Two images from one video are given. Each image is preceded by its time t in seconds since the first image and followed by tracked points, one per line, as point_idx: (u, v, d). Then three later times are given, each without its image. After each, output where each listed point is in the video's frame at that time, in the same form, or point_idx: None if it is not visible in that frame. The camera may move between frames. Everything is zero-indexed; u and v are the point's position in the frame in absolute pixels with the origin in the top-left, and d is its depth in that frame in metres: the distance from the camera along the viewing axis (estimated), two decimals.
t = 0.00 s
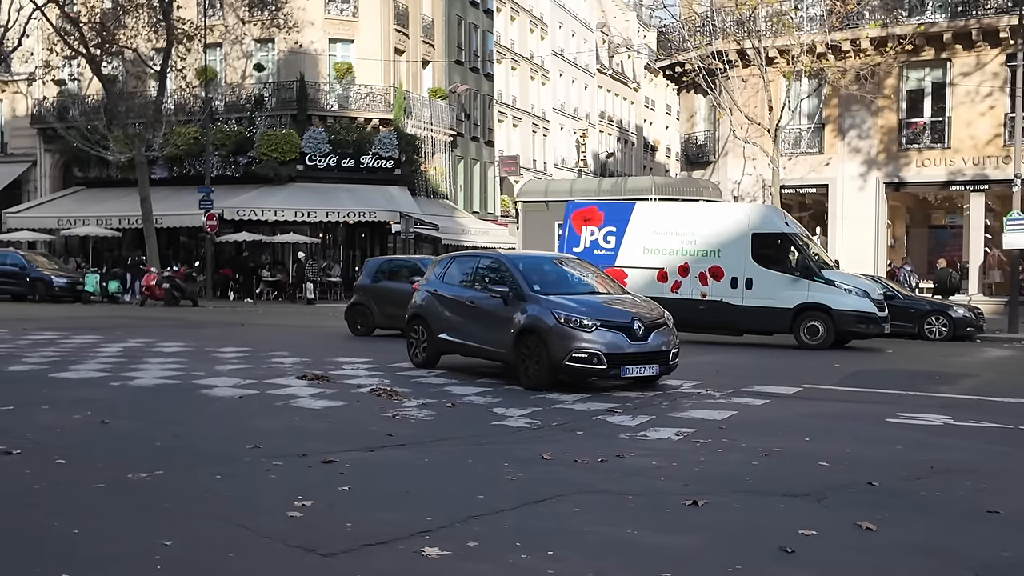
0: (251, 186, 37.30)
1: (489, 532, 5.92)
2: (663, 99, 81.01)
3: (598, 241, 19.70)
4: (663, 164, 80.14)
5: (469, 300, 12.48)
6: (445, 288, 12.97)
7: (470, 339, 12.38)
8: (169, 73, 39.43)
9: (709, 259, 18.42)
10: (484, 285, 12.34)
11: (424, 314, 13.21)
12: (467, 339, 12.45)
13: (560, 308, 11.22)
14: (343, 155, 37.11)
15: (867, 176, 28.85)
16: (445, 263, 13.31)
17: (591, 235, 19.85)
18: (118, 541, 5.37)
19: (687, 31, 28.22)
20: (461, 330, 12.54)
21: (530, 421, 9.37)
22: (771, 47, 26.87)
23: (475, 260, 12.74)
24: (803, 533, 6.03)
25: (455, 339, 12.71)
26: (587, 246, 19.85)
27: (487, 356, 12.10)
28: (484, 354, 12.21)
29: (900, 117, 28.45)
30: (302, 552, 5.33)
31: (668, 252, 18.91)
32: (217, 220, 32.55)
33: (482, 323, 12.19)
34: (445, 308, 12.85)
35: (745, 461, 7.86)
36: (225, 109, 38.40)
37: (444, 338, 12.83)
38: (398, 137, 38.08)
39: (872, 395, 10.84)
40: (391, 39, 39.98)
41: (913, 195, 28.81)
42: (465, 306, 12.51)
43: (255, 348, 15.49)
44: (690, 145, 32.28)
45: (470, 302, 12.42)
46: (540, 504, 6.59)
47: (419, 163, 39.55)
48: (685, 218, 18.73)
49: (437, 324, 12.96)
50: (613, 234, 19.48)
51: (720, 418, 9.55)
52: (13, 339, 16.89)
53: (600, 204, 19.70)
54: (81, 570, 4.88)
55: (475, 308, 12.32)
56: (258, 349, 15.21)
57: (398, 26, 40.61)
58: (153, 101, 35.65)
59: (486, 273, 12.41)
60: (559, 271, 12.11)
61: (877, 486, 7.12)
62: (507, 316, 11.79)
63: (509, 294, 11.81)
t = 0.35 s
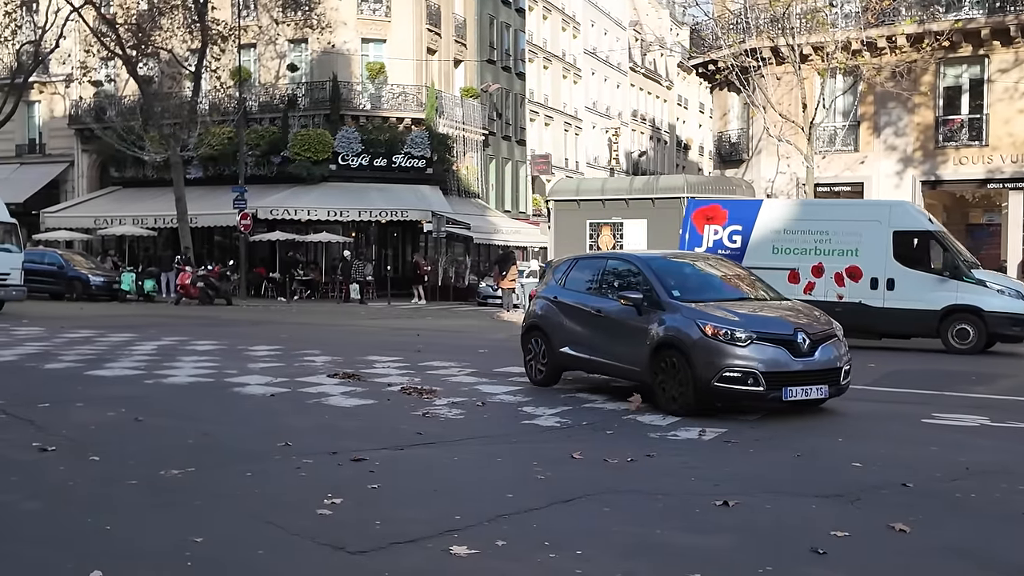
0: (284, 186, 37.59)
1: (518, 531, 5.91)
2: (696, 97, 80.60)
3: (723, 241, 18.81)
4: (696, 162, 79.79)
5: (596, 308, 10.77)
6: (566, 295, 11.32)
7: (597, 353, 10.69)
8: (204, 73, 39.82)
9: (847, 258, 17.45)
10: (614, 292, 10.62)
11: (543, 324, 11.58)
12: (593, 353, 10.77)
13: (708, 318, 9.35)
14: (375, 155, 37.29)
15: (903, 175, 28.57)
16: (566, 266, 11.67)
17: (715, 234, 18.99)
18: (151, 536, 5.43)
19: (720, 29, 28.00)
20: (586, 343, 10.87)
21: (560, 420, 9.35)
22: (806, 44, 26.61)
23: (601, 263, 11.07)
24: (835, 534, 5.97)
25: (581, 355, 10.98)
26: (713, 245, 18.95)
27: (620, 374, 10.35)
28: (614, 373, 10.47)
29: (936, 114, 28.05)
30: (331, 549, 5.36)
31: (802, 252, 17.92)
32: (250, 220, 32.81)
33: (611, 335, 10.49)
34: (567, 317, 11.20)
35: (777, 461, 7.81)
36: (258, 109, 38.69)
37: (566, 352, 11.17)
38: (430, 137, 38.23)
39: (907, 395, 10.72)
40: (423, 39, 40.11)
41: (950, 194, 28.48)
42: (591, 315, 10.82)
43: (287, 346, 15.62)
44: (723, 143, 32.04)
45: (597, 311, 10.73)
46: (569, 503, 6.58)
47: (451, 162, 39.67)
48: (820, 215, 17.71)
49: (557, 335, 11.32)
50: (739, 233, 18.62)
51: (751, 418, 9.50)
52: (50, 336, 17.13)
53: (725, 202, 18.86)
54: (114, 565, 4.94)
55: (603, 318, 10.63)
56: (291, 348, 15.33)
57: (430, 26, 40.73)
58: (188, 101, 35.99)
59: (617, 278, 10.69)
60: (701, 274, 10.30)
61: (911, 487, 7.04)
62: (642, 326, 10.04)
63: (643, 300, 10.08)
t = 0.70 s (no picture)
0: (315, 186, 37.81)
1: (546, 531, 5.91)
2: (727, 96, 80.18)
3: (859, 240, 18.92)
4: (726, 162, 79.43)
5: (752, 320, 8.95)
6: (712, 304, 9.53)
7: (753, 375, 8.89)
8: (236, 75, 40.16)
9: (998, 259, 17.57)
10: (776, 303, 8.79)
11: (681, 338, 9.82)
12: (747, 374, 8.97)
13: (906, 335, 7.49)
14: (405, 155, 37.43)
15: (938, 174, 28.20)
16: (711, 269, 9.88)
17: (849, 232, 19.24)
18: (183, 534, 5.49)
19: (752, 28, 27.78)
20: (738, 361, 9.07)
21: (589, 420, 9.34)
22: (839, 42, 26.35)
23: (756, 265, 9.26)
24: (867, 536, 5.92)
25: (732, 376, 9.17)
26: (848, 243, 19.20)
27: (787, 401, 8.53)
28: (778, 398, 8.65)
29: (972, 113, 27.71)
30: (360, 548, 5.38)
31: (948, 253, 18.00)
32: (282, 220, 33.06)
33: (771, 354, 8.69)
34: (714, 330, 9.41)
35: (809, 463, 7.74)
36: (290, 110, 38.93)
37: (713, 371, 9.38)
38: (461, 137, 38.31)
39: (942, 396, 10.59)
40: (453, 39, 40.19)
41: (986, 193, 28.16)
42: (744, 329, 9.02)
43: (318, 346, 15.73)
44: (754, 143, 31.82)
45: (754, 324, 8.91)
46: (598, 503, 6.57)
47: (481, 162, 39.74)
48: (967, 216, 17.75)
49: (702, 351, 9.53)
50: (877, 233, 18.59)
51: (783, 420, 9.41)
52: (86, 336, 17.34)
53: (861, 200, 18.98)
54: (146, 562, 5.00)
55: (761, 332, 8.81)
56: (322, 347, 15.42)
57: (460, 26, 40.82)
58: (221, 102, 36.27)
59: (780, 285, 8.85)
60: (882, 280, 8.42)
61: (944, 490, 6.95)
62: (816, 343, 8.20)
63: (818, 312, 8.23)
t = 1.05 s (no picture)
0: (343, 187, 37.97)
1: (574, 532, 5.90)
2: (756, 95, 79.71)
3: (1001, 240, 18.76)
4: (755, 162, 78.99)
5: (957, 342, 7.05)
6: (899, 319, 7.63)
7: (960, 411, 7.00)
8: (266, 75, 40.40)
9: None
10: (991, 321, 6.89)
11: (857, 359, 7.93)
12: (948, 408, 7.09)
13: None
14: (433, 155, 37.56)
15: (970, 173, 27.87)
16: (894, 273, 7.97)
17: (990, 231, 18.88)
18: (213, 532, 5.53)
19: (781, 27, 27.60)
20: (933, 391, 7.20)
21: (617, 420, 9.31)
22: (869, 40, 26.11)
23: (958, 273, 7.32)
24: (898, 539, 5.85)
25: (929, 410, 7.27)
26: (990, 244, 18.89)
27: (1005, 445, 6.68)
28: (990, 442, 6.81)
29: (1005, 111, 27.37)
30: (387, 547, 5.40)
31: None
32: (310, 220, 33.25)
33: (985, 386, 6.80)
34: (899, 349, 7.54)
35: (839, 465, 7.67)
36: (318, 111, 39.09)
37: (898, 402, 7.50)
38: (488, 137, 38.36)
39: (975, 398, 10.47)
40: (481, 39, 40.21)
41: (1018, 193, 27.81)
42: (946, 352, 7.12)
43: (346, 345, 15.81)
44: (783, 142, 31.64)
45: (960, 346, 7.01)
46: (626, 504, 6.56)
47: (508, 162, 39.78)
48: None
49: (885, 375, 7.63)
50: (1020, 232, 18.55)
51: (812, 421, 9.33)
52: (116, 335, 17.52)
53: (1005, 197, 18.74)
54: (178, 560, 5.04)
55: (971, 357, 6.92)
56: (350, 347, 15.50)
57: (488, 26, 40.82)
58: (250, 103, 36.51)
59: (995, 297, 6.93)
60: None
61: (977, 492, 6.87)
62: None
63: None
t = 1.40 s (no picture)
0: (370, 187, 38.13)
1: (603, 532, 5.89)
2: (784, 95, 79.19)
3: None
4: (783, 161, 78.48)
5: None
6: None
7: None
8: (294, 76, 40.63)
9: None
10: None
11: None
12: None
13: None
14: (460, 155, 37.66)
15: (1002, 172, 27.57)
16: None
17: None
18: (243, 530, 5.57)
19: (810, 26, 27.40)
20: None
21: (644, 421, 9.28)
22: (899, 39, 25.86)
23: None
24: (930, 542, 5.80)
25: None
26: None
27: None
28: None
29: None
30: (416, 547, 5.41)
31: None
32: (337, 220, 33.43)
33: None
34: None
35: (870, 466, 7.61)
36: (346, 112, 39.23)
37: None
38: (514, 137, 38.37)
39: (1007, 400, 10.35)
40: (508, 39, 40.21)
41: None
42: None
43: (373, 346, 15.87)
44: (812, 142, 31.43)
45: None
46: (655, 505, 6.54)
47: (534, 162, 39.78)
48: None
49: None
50: None
51: (842, 423, 9.26)
52: (147, 335, 17.68)
53: None
54: (209, 558, 5.08)
55: None
56: (377, 347, 15.56)
57: (515, 26, 40.83)
58: (279, 104, 36.72)
59: None
60: None
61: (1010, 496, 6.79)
62: None
63: None
